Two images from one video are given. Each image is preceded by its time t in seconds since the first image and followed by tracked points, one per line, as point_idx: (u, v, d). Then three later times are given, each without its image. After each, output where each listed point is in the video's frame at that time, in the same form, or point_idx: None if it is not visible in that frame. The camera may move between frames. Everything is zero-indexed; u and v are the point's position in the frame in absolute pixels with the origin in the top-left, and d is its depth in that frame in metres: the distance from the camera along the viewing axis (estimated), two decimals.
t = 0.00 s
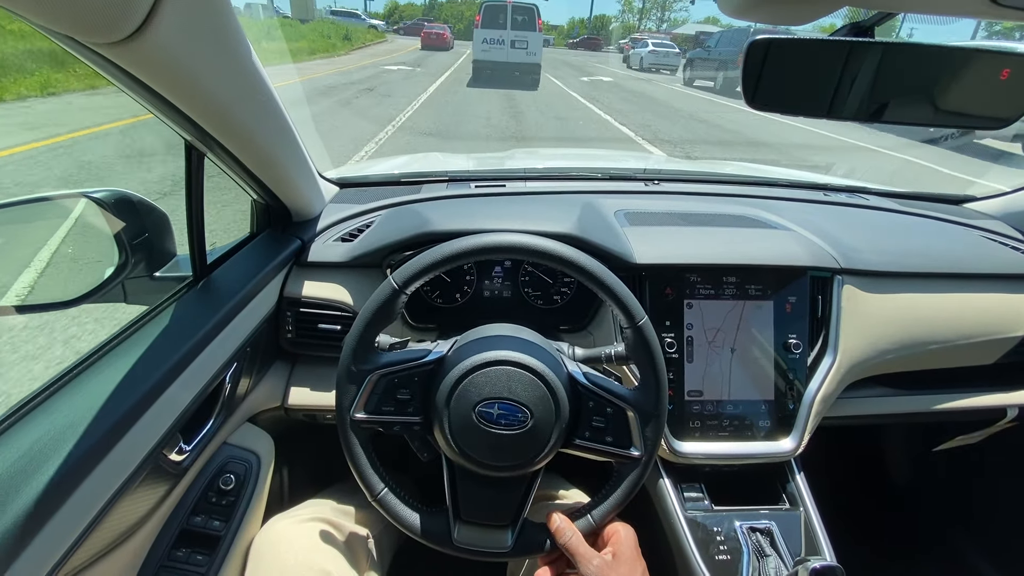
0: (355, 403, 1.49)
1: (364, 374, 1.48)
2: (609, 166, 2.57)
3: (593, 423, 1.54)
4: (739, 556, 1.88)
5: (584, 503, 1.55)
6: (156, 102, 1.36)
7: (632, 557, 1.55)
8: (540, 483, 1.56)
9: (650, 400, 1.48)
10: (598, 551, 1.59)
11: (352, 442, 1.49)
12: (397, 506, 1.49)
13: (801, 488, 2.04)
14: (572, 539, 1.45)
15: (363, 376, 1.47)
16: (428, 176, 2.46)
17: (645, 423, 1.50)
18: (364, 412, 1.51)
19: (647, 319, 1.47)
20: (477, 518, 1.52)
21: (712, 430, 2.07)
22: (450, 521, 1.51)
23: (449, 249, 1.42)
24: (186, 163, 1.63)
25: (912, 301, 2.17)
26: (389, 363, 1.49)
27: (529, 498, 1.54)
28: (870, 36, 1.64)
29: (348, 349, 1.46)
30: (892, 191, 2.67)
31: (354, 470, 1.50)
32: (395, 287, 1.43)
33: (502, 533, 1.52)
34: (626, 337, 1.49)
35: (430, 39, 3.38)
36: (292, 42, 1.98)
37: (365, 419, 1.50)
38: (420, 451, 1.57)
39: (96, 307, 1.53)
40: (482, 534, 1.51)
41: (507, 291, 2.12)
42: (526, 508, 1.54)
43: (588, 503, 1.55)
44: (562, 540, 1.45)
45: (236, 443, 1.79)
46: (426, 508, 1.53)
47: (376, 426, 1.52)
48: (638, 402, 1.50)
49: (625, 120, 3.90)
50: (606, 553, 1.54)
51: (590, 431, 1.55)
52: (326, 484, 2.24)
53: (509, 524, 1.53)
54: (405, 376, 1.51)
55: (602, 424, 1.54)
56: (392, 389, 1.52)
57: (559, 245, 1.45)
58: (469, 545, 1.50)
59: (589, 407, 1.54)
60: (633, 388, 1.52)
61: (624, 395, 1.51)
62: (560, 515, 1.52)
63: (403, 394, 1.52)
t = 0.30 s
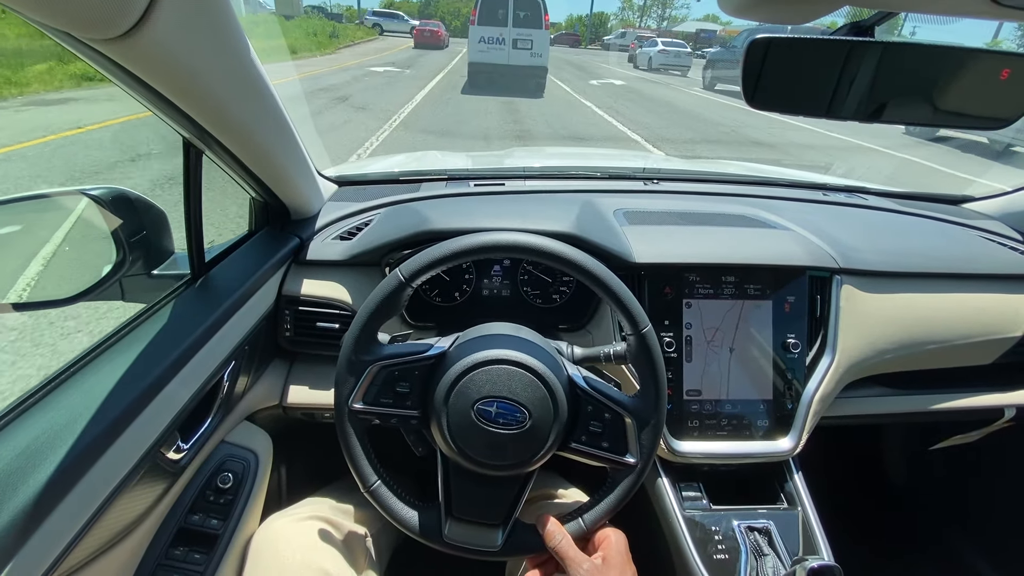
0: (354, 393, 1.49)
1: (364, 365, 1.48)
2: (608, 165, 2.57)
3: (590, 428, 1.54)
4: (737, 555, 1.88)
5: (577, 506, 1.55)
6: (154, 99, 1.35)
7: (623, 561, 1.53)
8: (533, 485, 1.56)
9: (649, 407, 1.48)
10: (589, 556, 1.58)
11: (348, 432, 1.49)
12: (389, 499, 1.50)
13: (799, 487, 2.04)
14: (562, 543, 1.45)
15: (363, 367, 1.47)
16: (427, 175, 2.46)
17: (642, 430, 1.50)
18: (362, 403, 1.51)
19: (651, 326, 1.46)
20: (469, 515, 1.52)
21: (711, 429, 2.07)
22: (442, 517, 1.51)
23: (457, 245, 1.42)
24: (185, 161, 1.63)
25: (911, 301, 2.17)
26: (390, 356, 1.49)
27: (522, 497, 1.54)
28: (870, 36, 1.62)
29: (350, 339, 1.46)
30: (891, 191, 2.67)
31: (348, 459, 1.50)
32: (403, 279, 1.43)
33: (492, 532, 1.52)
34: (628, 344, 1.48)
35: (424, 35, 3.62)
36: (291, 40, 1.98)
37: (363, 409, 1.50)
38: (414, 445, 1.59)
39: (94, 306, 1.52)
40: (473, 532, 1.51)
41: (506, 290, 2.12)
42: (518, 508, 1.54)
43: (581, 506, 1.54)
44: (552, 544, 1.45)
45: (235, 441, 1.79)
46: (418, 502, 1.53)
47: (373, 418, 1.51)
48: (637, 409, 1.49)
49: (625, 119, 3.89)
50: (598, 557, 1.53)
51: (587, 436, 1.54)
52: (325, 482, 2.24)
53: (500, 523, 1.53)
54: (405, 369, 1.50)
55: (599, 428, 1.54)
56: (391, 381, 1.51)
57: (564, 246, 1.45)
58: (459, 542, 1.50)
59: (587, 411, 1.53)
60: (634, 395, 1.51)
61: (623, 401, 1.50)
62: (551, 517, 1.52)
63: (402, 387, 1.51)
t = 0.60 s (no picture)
0: (357, 382, 1.48)
1: (369, 354, 1.48)
2: (611, 165, 2.56)
3: (591, 436, 1.52)
4: (739, 557, 1.86)
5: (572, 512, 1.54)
6: (155, 95, 1.34)
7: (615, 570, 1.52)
8: (528, 489, 1.54)
9: (654, 419, 1.49)
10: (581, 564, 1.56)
11: (348, 421, 1.49)
12: (384, 492, 1.50)
13: (802, 489, 2.03)
14: (554, 551, 1.45)
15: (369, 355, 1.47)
16: (429, 174, 2.45)
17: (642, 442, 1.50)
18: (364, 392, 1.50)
19: (661, 339, 1.47)
20: (462, 514, 1.51)
21: (714, 430, 2.06)
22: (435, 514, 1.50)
23: (474, 241, 1.42)
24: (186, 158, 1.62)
25: (916, 302, 2.15)
26: (397, 347, 1.49)
27: (517, 500, 1.52)
28: (878, 34, 1.62)
29: (359, 327, 1.46)
30: (895, 191, 2.66)
31: (345, 447, 1.50)
32: (416, 271, 1.43)
33: (485, 533, 1.50)
34: (636, 356, 1.49)
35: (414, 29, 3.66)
36: (292, 38, 1.97)
37: (364, 399, 1.49)
38: (413, 438, 1.59)
39: (93, 304, 1.51)
40: (465, 532, 1.50)
41: (508, 290, 2.11)
42: (512, 512, 1.52)
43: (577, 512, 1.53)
44: (545, 551, 1.45)
45: (235, 441, 1.78)
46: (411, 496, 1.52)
47: (374, 408, 1.50)
48: (640, 421, 1.50)
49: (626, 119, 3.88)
50: (590, 565, 1.51)
51: (587, 443, 1.53)
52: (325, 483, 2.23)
53: (493, 524, 1.51)
54: (410, 362, 1.49)
55: (600, 437, 1.52)
56: (395, 373, 1.50)
57: (579, 250, 1.45)
58: (450, 541, 1.49)
59: (590, 419, 1.52)
60: (639, 407, 1.52)
61: (627, 411, 1.50)
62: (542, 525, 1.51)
63: (405, 380, 1.50)
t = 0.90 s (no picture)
0: (366, 362, 1.47)
1: (381, 336, 1.48)
2: (614, 165, 2.56)
3: (590, 446, 1.52)
4: (742, 559, 1.86)
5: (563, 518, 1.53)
6: (160, 90, 1.33)
7: None
8: (520, 492, 1.53)
9: (654, 437, 1.48)
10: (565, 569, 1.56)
11: (351, 402, 1.49)
12: (378, 478, 1.49)
13: (805, 491, 2.03)
14: (540, 555, 1.44)
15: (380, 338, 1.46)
16: (432, 173, 2.45)
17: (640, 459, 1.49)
18: (370, 373, 1.49)
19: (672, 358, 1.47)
20: (451, 508, 1.51)
21: (717, 431, 2.06)
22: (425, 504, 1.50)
23: (501, 237, 1.42)
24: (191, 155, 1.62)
25: (921, 304, 2.15)
26: (408, 333, 1.48)
27: (508, 501, 1.51)
28: (885, 33, 1.63)
29: (375, 309, 1.46)
30: (899, 193, 2.66)
31: (343, 425, 1.50)
32: (438, 260, 1.43)
33: (471, 530, 1.50)
34: (646, 372, 1.48)
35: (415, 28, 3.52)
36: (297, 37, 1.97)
37: (370, 379, 1.49)
38: (410, 428, 1.59)
39: (97, 302, 1.51)
40: (452, 525, 1.50)
41: (511, 290, 2.11)
42: (500, 513, 1.51)
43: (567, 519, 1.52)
44: (529, 557, 1.45)
45: (237, 439, 1.78)
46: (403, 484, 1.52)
47: (378, 390, 1.50)
48: (641, 437, 1.49)
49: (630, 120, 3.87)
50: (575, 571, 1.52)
51: (585, 454, 1.52)
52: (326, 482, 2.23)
53: (482, 522, 1.51)
54: (420, 349, 1.48)
55: (599, 449, 1.52)
56: (403, 358, 1.49)
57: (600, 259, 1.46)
58: (436, 533, 1.49)
59: (590, 429, 1.52)
60: (641, 423, 1.51)
61: (629, 425, 1.50)
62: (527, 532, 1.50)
63: (413, 366, 1.49)
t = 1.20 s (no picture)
0: (368, 366, 1.48)
1: (383, 339, 1.48)
2: (618, 164, 2.56)
3: (595, 442, 1.52)
4: (744, 558, 1.86)
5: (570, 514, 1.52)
6: (165, 89, 1.34)
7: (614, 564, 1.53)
8: (526, 490, 1.53)
9: (659, 430, 1.48)
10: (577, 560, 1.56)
11: (354, 407, 1.49)
12: (384, 480, 1.49)
13: (808, 490, 2.03)
14: (551, 548, 1.44)
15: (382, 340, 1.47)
16: (436, 171, 2.45)
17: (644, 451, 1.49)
18: (373, 376, 1.50)
19: (673, 351, 1.46)
20: (460, 508, 1.51)
21: (719, 430, 2.05)
22: (432, 505, 1.50)
23: (496, 237, 1.43)
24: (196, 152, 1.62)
25: (924, 304, 2.14)
26: (409, 334, 1.49)
27: (515, 499, 1.52)
28: (891, 32, 1.66)
29: (374, 312, 1.47)
30: (903, 193, 2.65)
31: (348, 430, 1.50)
32: (435, 260, 1.43)
33: (480, 528, 1.50)
34: (647, 368, 1.48)
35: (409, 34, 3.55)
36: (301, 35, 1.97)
37: (373, 383, 1.49)
38: (416, 428, 1.59)
39: (102, 298, 1.51)
40: (460, 524, 1.50)
41: (514, 288, 2.11)
42: (507, 511, 1.52)
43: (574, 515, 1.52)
44: (540, 550, 1.45)
45: (241, 436, 1.79)
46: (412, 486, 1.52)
47: (382, 393, 1.50)
48: (645, 431, 1.49)
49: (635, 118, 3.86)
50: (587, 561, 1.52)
51: (590, 449, 1.52)
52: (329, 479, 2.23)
53: (489, 520, 1.51)
54: (421, 351, 1.49)
55: (603, 443, 1.52)
56: (405, 360, 1.49)
57: (596, 253, 1.46)
58: (445, 533, 1.49)
59: (595, 424, 1.52)
60: (645, 417, 1.51)
61: (632, 420, 1.50)
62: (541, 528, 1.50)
63: (415, 367, 1.50)
